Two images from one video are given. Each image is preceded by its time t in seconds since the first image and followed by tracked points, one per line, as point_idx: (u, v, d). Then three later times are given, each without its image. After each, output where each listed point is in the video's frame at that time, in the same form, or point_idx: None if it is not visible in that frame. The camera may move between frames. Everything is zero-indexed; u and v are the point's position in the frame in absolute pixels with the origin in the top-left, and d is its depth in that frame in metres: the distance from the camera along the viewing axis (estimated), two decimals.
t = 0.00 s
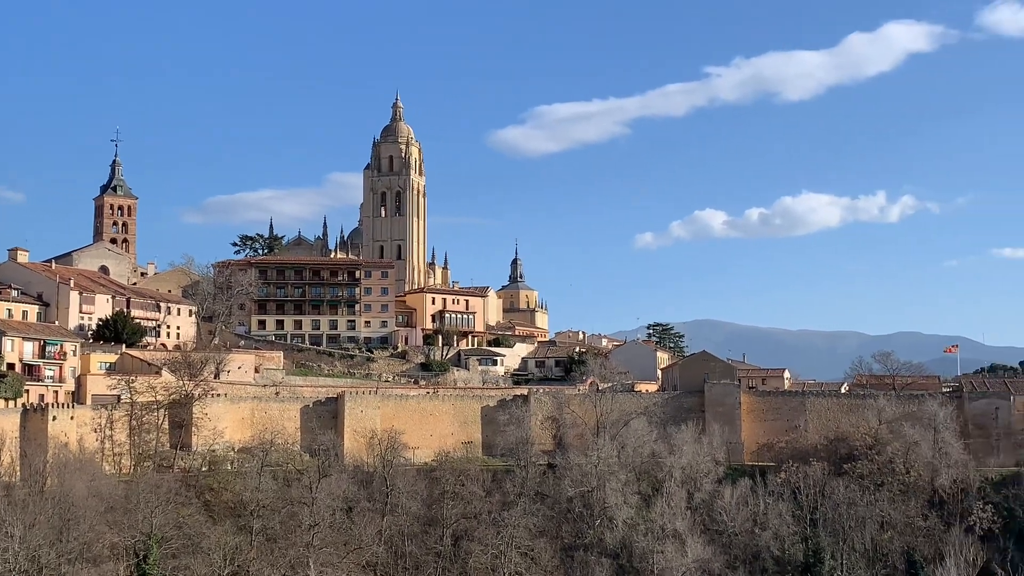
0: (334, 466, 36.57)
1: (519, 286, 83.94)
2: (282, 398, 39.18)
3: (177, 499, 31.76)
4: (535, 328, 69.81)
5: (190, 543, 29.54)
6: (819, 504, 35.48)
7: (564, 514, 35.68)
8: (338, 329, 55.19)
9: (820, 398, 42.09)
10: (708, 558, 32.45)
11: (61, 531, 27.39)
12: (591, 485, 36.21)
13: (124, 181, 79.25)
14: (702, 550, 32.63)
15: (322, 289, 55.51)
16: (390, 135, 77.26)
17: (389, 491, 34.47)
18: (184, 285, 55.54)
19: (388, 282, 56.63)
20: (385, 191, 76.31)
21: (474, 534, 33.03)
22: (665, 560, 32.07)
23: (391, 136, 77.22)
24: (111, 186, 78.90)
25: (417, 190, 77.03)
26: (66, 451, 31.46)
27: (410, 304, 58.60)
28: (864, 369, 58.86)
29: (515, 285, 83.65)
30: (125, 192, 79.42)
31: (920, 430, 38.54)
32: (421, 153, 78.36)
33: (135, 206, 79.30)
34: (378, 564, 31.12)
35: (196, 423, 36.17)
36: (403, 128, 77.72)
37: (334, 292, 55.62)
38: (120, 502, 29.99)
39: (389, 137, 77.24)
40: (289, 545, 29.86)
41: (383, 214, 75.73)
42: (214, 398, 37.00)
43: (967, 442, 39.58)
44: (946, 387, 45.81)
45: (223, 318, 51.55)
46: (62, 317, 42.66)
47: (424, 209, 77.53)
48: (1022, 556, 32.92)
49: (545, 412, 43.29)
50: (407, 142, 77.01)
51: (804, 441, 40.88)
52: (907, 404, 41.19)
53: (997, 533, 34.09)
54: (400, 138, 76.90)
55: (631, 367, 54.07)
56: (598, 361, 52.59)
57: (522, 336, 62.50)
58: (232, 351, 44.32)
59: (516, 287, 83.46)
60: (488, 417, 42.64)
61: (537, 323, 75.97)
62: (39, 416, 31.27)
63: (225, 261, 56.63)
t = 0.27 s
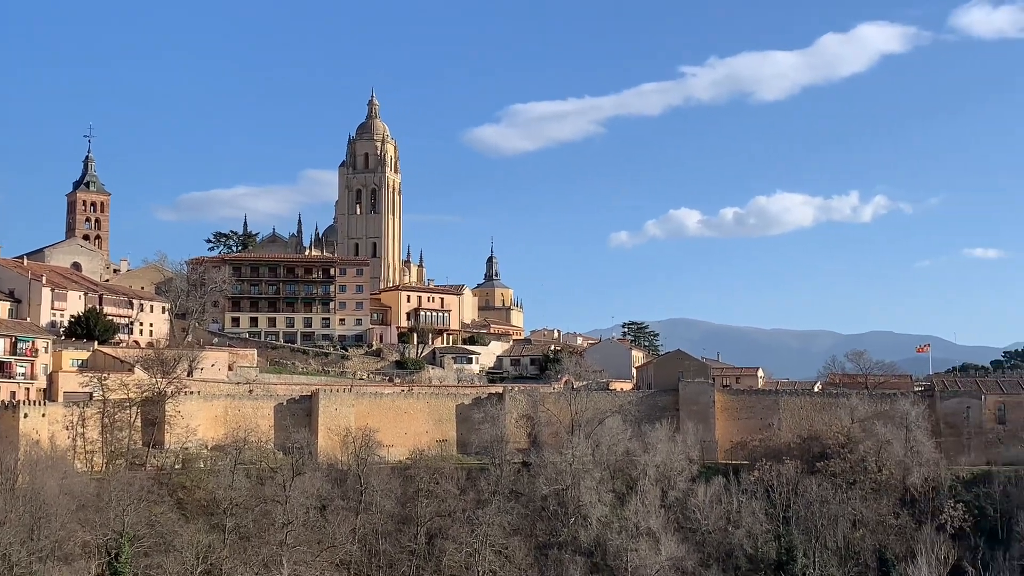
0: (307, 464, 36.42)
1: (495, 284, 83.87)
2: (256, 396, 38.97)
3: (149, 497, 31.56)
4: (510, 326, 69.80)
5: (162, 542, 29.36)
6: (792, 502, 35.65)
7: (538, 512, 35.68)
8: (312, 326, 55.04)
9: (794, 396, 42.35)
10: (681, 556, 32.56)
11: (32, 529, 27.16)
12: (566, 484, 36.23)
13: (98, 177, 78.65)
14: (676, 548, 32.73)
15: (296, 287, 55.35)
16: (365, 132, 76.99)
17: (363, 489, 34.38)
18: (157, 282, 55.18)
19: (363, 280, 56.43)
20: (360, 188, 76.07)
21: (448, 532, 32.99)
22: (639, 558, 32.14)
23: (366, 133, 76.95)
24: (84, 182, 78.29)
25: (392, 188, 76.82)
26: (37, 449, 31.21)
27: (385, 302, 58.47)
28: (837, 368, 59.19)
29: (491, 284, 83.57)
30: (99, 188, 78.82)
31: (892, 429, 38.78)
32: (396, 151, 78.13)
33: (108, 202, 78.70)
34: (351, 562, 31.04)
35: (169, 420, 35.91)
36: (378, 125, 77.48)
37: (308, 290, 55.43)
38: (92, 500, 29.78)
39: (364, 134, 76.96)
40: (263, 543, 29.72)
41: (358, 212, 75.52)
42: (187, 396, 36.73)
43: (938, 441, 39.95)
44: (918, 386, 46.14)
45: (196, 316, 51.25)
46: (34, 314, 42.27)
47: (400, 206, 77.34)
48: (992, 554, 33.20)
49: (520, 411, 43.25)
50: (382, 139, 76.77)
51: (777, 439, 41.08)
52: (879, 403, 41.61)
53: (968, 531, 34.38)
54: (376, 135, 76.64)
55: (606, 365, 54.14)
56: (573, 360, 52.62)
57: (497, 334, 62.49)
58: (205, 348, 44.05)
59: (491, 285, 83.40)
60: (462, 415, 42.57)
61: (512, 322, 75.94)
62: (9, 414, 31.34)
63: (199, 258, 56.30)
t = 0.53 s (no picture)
0: (280, 462, 36.28)
1: (469, 282, 83.80)
2: (228, 394, 38.75)
3: (120, 495, 31.33)
4: (484, 325, 69.78)
5: (134, 540, 29.16)
6: (764, 501, 35.83)
7: (512, 510, 35.67)
8: (285, 324, 54.79)
9: (766, 395, 42.56)
10: (654, 555, 32.66)
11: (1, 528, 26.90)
12: (539, 482, 36.25)
13: (69, 173, 78.00)
14: (649, 546, 32.82)
15: (270, 285, 55.11)
16: (339, 129, 76.73)
17: (336, 487, 34.27)
18: (129, 279, 54.79)
19: (337, 278, 56.35)
20: (335, 185, 75.83)
21: (421, 530, 32.94)
22: (612, 556, 32.20)
23: (341, 130, 76.69)
24: (55, 178, 77.63)
25: (366, 185, 76.61)
26: (7, 447, 30.92)
27: (358, 300, 58.28)
28: (809, 367, 59.50)
29: (465, 282, 83.50)
30: (70, 185, 78.18)
31: (864, 428, 39.03)
32: (371, 148, 77.92)
33: (80, 199, 78.08)
34: (324, 560, 30.93)
35: (140, 418, 35.67)
36: (353, 122, 77.24)
37: (281, 288, 55.19)
38: (62, 498, 29.54)
39: (338, 131, 76.69)
40: (235, 542, 29.54)
41: (332, 210, 75.31)
42: (159, 394, 36.46)
43: (909, 439, 40.29)
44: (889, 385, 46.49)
45: (168, 313, 50.92)
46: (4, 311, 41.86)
47: (374, 204, 77.15)
48: (962, 552, 33.44)
49: (494, 409, 43.24)
50: (357, 137, 76.54)
51: (750, 438, 41.29)
52: (851, 402, 41.88)
53: (938, 530, 34.65)
54: (350, 132, 76.38)
55: (579, 364, 54.21)
56: (546, 358, 52.66)
57: (471, 333, 62.45)
58: (177, 346, 43.78)
59: (466, 283, 83.33)
60: (436, 413, 42.51)
61: (487, 320, 75.91)
62: None
63: (171, 255, 55.92)
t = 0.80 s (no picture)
0: (250, 459, 36.11)
1: (441, 279, 83.71)
2: (198, 391, 38.53)
3: (88, 493, 31.07)
4: (456, 322, 69.73)
5: (102, 537, 28.93)
6: (735, 498, 36.01)
7: (483, 507, 35.67)
8: (256, 321, 54.44)
9: (737, 392, 42.78)
10: (625, 551, 32.77)
11: None
12: (511, 479, 36.24)
13: (38, 168, 77.28)
14: (620, 543, 32.93)
15: (240, 281, 54.78)
16: (311, 126, 76.43)
17: (307, 485, 34.15)
18: (98, 275, 54.36)
19: (308, 274, 56.01)
20: (306, 182, 75.54)
21: (393, 528, 32.88)
22: (583, 553, 32.24)
23: (312, 126, 76.40)
24: (24, 173, 76.89)
25: (338, 182, 76.35)
26: None
27: (330, 297, 58.07)
28: (780, 365, 59.86)
29: (437, 279, 83.42)
30: (39, 180, 77.46)
31: (833, 425, 39.28)
32: (343, 145, 77.66)
33: (49, 194, 77.38)
34: (294, 558, 30.78)
35: (110, 415, 35.47)
36: (325, 119, 76.98)
37: (252, 284, 54.89)
38: (30, 496, 29.28)
39: (310, 128, 76.39)
40: (204, 539, 29.36)
41: (304, 206, 75.03)
42: (128, 391, 36.33)
43: (877, 436, 40.60)
44: (858, 383, 46.85)
45: (138, 310, 50.54)
46: None
47: (346, 200, 76.92)
48: (930, 549, 33.73)
49: (466, 407, 43.23)
50: (329, 134, 76.22)
51: (720, 435, 41.45)
52: (820, 399, 42.17)
53: (906, 526, 34.94)
54: (322, 129, 76.10)
55: (551, 362, 54.29)
56: (518, 356, 52.70)
57: (443, 330, 62.43)
58: (147, 343, 43.44)
59: (438, 280, 83.18)
60: (408, 411, 42.40)
61: (459, 317, 75.87)
62: None
63: (141, 251, 55.51)
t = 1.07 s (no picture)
0: (218, 455, 35.90)
1: (411, 275, 83.52)
2: (166, 386, 38.26)
3: (55, 488, 30.79)
4: (426, 317, 69.61)
5: (69, 534, 28.68)
6: (703, 493, 36.19)
7: (452, 503, 35.65)
8: (225, 316, 54.17)
9: (706, 388, 42.99)
10: (594, 547, 32.87)
11: None
12: (481, 475, 36.21)
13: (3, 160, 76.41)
14: (589, 538, 33.02)
15: (208, 276, 54.45)
16: (281, 120, 76.01)
17: (275, 481, 33.99)
18: (65, 269, 53.84)
19: (277, 269, 55.71)
20: (276, 176, 75.13)
21: (362, 523, 32.79)
22: (552, 549, 32.27)
23: (282, 121, 75.98)
24: None
25: (308, 177, 76.00)
26: None
27: (299, 292, 57.80)
28: (748, 361, 60.18)
29: (407, 275, 83.24)
30: (4, 172, 76.59)
31: (801, 421, 39.55)
32: (312, 139, 77.30)
33: (14, 187, 76.52)
34: (262, 554, 30.63)
35: (76, 410, 35.13)
36: (295, 113, 76.58)
37: (221, 279, 54.57)
38: None
39: (280, 122, 75.97)
40: (172, 535, 29.17)
41: (273, 201, 74.63)
42: (95, 385, 36.01)
43: (844, 432, 40.84)
44: (826, 379, 47.18)
45: (105, 304, 50.12)
46: None
47: (315, 195, 76.58)
48: (896, 544, 34.03)
49: (436, 402, 43.18)
50: (298, 128, 75.84)
51: (689, 431, 41.62)
52: (788, 395, 42.44)
53: (872, 521, 35.24)
54: (292, 123, 75.70)
55: (521, 357, 54.30)
56: (489, 351, 52.69)
57: (413, 325, 62.31)
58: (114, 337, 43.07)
59: (408, 276, 83.01)
60: (377, 406, 42.29)
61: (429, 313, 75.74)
62: None
63: (108, 245, 55.04)
